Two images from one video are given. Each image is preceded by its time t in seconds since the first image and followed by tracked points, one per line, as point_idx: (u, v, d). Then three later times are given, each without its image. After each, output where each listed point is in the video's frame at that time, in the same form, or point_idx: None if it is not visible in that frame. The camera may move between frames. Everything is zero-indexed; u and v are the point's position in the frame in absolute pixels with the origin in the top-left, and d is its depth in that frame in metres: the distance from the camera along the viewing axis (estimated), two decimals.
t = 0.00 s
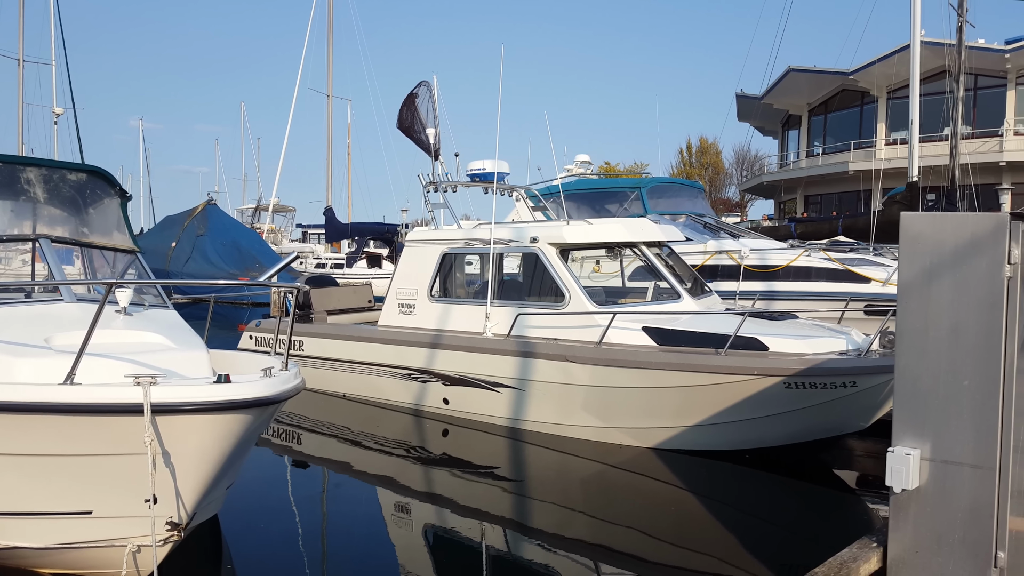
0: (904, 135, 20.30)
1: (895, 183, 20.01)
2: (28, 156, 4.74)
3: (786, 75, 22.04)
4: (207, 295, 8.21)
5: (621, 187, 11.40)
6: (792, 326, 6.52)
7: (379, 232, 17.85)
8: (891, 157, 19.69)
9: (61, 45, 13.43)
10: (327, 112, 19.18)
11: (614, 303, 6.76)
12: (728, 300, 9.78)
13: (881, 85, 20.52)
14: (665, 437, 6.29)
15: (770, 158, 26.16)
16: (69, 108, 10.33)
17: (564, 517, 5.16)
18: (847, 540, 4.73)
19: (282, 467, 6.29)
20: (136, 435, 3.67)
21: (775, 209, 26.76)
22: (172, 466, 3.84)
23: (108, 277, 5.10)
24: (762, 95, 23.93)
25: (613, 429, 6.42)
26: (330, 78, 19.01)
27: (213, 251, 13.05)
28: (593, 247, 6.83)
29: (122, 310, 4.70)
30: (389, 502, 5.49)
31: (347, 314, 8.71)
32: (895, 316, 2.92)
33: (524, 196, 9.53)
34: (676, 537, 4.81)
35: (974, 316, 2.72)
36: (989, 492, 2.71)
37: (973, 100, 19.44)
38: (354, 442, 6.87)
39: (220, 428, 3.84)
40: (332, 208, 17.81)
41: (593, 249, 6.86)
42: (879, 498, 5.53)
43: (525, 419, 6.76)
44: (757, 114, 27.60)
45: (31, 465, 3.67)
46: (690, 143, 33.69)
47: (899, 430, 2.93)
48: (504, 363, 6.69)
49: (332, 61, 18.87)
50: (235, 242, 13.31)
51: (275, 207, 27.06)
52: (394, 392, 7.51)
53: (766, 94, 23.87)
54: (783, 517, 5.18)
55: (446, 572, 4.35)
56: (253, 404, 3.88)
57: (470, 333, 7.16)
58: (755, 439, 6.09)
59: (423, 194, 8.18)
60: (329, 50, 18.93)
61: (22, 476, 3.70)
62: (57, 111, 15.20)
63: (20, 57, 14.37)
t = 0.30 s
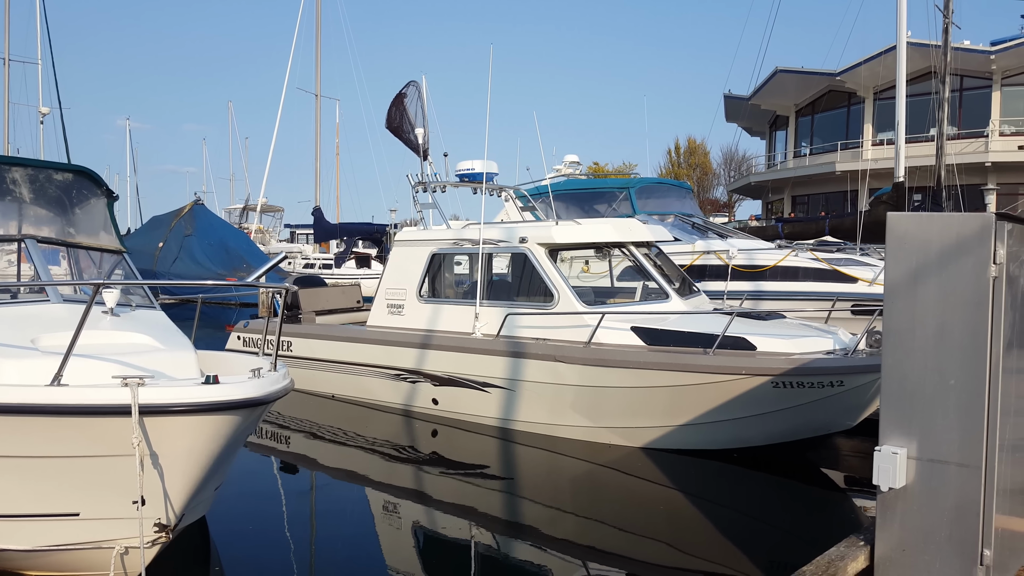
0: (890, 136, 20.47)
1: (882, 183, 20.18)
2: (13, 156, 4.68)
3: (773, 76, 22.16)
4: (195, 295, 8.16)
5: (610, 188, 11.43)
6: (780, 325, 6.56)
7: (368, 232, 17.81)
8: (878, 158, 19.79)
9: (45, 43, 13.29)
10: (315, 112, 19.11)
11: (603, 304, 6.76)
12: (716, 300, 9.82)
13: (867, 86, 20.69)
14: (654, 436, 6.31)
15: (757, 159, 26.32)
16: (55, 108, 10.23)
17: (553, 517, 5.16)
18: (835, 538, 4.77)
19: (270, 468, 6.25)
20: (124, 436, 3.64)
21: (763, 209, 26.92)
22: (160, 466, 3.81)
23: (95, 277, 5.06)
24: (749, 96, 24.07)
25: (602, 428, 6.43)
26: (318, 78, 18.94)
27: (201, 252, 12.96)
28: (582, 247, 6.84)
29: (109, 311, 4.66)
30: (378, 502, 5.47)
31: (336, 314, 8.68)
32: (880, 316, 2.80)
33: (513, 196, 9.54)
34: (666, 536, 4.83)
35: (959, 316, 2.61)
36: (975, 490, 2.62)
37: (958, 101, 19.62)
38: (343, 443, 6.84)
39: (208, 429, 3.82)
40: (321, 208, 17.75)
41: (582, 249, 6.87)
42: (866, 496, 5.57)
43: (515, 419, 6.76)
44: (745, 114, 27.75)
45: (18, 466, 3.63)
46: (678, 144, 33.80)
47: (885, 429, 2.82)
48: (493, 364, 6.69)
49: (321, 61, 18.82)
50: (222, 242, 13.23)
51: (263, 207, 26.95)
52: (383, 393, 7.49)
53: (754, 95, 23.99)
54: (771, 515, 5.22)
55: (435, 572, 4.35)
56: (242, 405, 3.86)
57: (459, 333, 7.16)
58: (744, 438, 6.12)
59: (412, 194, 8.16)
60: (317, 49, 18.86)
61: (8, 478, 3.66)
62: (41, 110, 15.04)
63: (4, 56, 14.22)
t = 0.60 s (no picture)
0: (877, 137, 20.63)
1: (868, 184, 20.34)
2: None
3: (760, 77, 22.27)
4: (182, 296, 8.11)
5: (599, 188, 11.46)
6: (767, 325, 6.59)
7: (357, 233, 17.76)
8: (864, 159, 19.93)
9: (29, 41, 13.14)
10: (304, 112, 19.03)
11: (592, 304, 6.78)
12: (704, 300, 9.86)
13: (854, 87, 20.85)
14: (643, 436, 6.33)
15: (745, 159, 26.45)
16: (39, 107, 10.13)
17: (543, 518, 5.16)
18: (823, 537, 4.81)
19: (258, 469, 6.23)
20: (111, 437, 3.62)
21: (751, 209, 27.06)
22: (148, 467, 3.78)
23: (82, 278, 5.03)
24: (737, 97, 24.20)
25: (593, 429, 6.44)
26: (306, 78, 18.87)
27: (188, 253, 12.89)
28: (572, 247, 6.85)
29: (97, 311, 4.62)
30: (367, 503, 5.46)
31: (324, 315, 8.65)
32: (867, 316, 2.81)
33: (502, 196, 9.54)
34: (655, 535, 4.84)
35: (946, 316, 2.63)
36: (961, 488, 2.64)
37: (944, 102, 19.81)
38: (332, 444, 6.83)
39: (196, 431, 3.80)
40: (309, 209, 17.68)
41: (572, 249, 6.88)
42: (853, 495, 5.62)
43: (505, 419, 6.76)
44: (733, 115, 27.89)
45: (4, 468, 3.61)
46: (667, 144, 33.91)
47: (873, 427, 2.84)
48: (483, 364, 6.69)
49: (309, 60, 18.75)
50: (210, 243, 13.15)
51: (251, 207, 26.85)
52: (373, 393, 7.48)
53: (742, 96, 24.11)
54: (759, 514, 5.24)
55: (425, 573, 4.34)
56: (229, 406, 3.83)
57: (448, 333, 7.15)
58: (733, 438, 6.15)
59: (401, 194, 8.15)
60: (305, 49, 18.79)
61: None
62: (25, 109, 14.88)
63: None
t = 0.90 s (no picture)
0: (863, 137, 20.78)
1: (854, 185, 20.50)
2: None
3: (748, 77, 22.38)
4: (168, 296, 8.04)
5: (587, 188, 11.48)
6: (755, 325, 6.63)
7: (345, 233, 17.70)
8: (851, 159, 20.09)
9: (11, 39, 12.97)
10: (292, 111, 18.95)
11: (581, 304, 6.79)
12: (692, 300, 9.90)
13: (841, 87, 21.00)
14: (632, 436, 6.35)
15: (732, 160, 26.58)
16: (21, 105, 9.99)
17: (532, 518, 5.16)
18: (810, 535, 4.84)
19: (246, 471, 6.19)
20: (98, 438, 3.59)
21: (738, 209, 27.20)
22: (135, 469, 3.76)
23: (68, 279, 4.99)
24: (725, 97, 24.31)
25: (582, 429, 6.45)
26: (294, 77, 18.78)
27: (175, 253, 12.81)
28: (560, 247, 6.85)
29: (82, 312, 4.57)
30: (356, 504, 5.43)
31: (312, 315, 8.62)
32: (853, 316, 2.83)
33: (491, 196, 9.54)
34: (645, 534, 4.85)
35: (931, 316, 2.66)
36: (947, 487, 2.67)
37: (930, 103, 19.99)
38: (321, 445, 6.80)
39: (183, 432, 3.77)
40: (297, 209, 17.60)
41: (560, 250, 6.89)
42: (840, 493, 5.66)
43: (495, 419, 6.76)
44: (721, 116, 28.02)
45: None
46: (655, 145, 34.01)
47: (859, 426, 2.86)
48: (472, 364, 6.69)
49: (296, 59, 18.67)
50: (197, 243, 13.05)
51: (238, 207, 26.70)
52: (361, 394, 7.46)
53: (729, 96, 24.21)
54: (748, 513, 5.27)
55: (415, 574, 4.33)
56: (217, 407, 3.81)
57: (437, 334, 7.15)
58: (721, 437, 6.18)
59: (389, 194, 8.13)
60: (293, 49, 18.70)
61: None
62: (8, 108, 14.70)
63: None
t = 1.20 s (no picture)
0: (849, 138, 20.93)
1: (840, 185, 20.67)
2: None
3: (734, 78, 22.49)
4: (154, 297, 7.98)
5: (575, 189, 11.49)
6: (742, 324, 6.67)
7: (333, 233, 17.63)
8: (836, 160, 20.24)
9: None
10: (279, 110, 18.86)
11: (569, 304, 6.80)
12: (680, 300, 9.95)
13: (827, 88, 21.14)
14: (620, 435, 6.37)
15: (719, 160, 26.70)
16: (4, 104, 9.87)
17: (521, 518, 5.16)
18: (796, 534, 4.87)
19: (233, 472, 6.16)
20: (83, 440, 3.57)
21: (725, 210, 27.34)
22: (121, 470, 3.73)
23: (52, 279, 4.96)
24: (712, 98, 24.44)
25: (571, 429, 6.47)
26: (282, 77, 18.69)
27: (161, 253, 12.72)
28: (548, 247, 6.86)
29: (67, 313, 4.52)
30: (343, 505, 5.41)
31: (300, 316, 8.59)
32: (839, 315, 2.85)
33: (479, 196, 9.53)
34: (633, 534, 4.87)
35: (916, 316, 2.68)
36: (933, 485, 2.69)
37: (915, 104, 20.18)
38: (308, 446, 6.78)
39: (170, 433, 3.75)
40: (284, 209, 17.53)
41: (549, 250, 6.90)
42: (826, 491, 5.71)
43: (483, 419, 6.76)
44: (708, 117, 28.15)
45: None
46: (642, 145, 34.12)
47: (846, 425, 2.88)
48: (461, 364, 6.69)
49: (283, 59, 18.59)
50: (184, 243, 12.96)
51: (224, 207, 26.55)
52: (349, 395, 7.43)
53: (716, 97, 24.33)
54: (735, 512, 5.30)
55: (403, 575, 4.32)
56: (204, 408, 3.79)
57: (426, 334, 7.14)
58: (708, 436, 6.21)
59: (377, 194, 8.10)
60: (280, 47, 18.59)
61: None
62: None
63: None
